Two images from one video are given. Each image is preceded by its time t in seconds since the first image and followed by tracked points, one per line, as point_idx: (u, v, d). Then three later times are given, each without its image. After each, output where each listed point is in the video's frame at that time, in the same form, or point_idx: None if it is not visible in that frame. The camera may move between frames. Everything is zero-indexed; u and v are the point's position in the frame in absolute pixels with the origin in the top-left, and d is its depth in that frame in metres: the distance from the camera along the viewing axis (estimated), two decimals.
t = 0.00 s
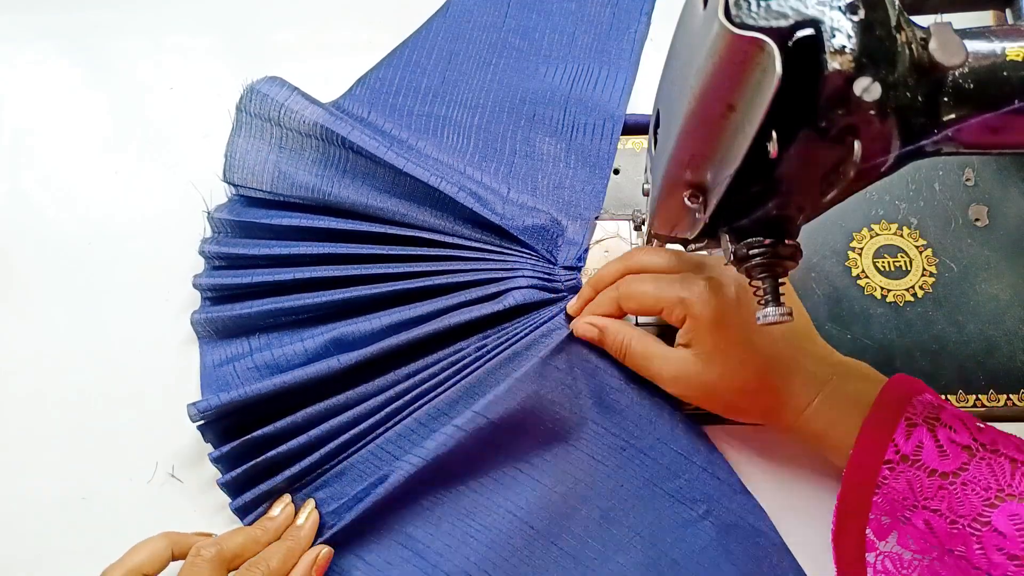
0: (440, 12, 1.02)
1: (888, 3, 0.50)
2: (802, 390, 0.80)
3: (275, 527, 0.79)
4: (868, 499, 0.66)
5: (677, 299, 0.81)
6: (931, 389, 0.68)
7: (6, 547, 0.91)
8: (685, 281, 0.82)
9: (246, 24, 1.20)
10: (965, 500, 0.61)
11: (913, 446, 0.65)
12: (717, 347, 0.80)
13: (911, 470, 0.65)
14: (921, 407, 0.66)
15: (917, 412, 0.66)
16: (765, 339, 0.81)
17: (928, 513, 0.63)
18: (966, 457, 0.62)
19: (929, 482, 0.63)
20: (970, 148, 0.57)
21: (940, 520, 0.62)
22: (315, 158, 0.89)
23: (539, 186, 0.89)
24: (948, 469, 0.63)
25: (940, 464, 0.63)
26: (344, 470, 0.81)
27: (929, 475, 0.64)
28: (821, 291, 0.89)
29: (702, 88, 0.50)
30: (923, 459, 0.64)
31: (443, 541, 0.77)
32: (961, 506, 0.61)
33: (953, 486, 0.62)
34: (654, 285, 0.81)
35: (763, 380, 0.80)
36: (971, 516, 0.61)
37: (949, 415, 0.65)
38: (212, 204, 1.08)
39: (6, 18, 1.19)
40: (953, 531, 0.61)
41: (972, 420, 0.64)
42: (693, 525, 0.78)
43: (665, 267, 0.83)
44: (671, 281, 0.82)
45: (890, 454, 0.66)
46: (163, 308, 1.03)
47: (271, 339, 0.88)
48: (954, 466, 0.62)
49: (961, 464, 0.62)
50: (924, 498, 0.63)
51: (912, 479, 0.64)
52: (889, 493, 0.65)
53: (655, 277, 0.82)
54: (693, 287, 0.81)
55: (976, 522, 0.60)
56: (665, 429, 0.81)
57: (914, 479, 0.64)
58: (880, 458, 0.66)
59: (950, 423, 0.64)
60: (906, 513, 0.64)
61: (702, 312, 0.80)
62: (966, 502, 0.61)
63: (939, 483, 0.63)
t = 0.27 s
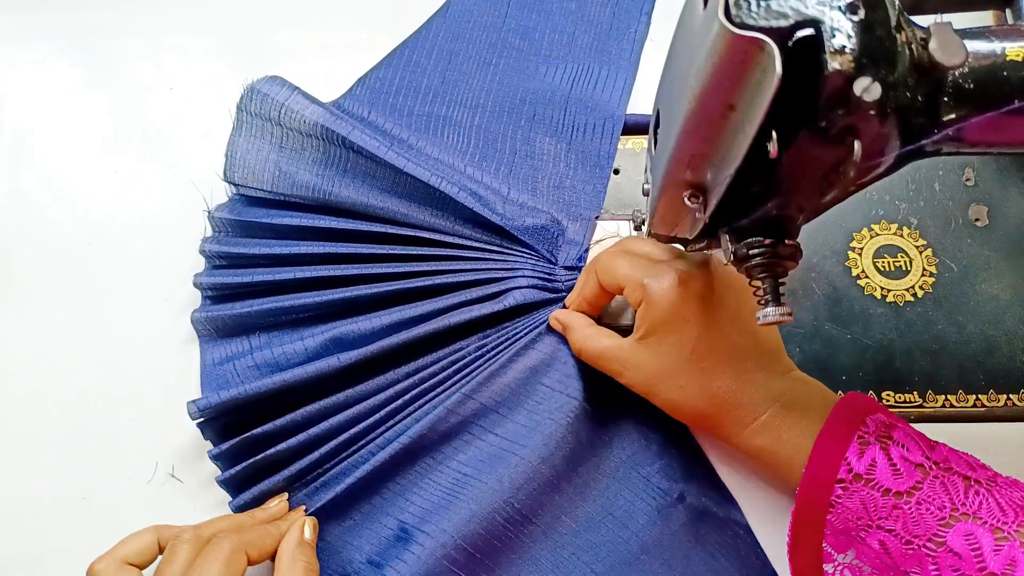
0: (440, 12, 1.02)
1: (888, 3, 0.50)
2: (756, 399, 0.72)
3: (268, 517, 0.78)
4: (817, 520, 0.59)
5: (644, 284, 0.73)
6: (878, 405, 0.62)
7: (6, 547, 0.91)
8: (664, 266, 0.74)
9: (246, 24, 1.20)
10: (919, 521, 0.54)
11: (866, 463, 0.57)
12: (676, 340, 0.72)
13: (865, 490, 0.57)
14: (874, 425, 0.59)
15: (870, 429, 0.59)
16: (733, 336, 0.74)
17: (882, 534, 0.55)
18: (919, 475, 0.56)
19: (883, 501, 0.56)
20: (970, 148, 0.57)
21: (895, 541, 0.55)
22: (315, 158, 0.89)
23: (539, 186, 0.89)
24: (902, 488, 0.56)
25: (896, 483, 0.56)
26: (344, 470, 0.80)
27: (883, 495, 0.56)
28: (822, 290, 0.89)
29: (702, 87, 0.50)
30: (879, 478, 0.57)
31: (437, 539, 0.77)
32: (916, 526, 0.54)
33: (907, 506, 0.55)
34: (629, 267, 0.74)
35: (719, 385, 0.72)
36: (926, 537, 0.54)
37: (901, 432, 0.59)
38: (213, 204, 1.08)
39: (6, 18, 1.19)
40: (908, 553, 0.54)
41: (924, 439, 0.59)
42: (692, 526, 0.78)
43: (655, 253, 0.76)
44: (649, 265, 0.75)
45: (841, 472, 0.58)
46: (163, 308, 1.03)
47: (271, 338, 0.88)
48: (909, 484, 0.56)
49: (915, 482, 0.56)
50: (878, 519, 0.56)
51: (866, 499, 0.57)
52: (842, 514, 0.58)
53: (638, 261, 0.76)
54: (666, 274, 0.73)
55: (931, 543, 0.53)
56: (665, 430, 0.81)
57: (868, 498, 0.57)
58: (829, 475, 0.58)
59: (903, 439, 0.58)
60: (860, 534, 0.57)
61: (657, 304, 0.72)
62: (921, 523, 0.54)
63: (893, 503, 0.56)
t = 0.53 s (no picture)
0: (440, 12, 1.02)
1: (888, 2, 0.50)
2: (751, 402, 0.72)
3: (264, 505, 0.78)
4: (815, 526, 0.58)
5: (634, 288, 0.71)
6: (875, 407, 0.62)
7: (6, 547, 0.91)
8: (654, 270, 0.72)
9: (246, 24, 1.20)
10: (918, 526, 0.54)
11: (864, 469, 0.57)
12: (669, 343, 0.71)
13: (864, 496, 0.57)
14: (871, 429, 0.59)
15: (868, 433, 0.59)
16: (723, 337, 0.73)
17: (881, 539, 0.55)
18: (918, 479, 0.56)
19: (882, 507, 0.56)
20: (970, 148, 0.57)
21: (895, 546, 0.55)
22: (315, 157, 0.89)
23: (539, 186, 0.89)
24: (901, 493, 0.55)
25: (894, 488, 0.56)
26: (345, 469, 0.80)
27: (882, 500, 0.56)
28: (822, 290, 0.89)
29: (702, 87, 0.50)
30: (876, 483, 0.56)
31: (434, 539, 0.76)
32: (915, 532, 0.54)
33: (906, 512, 0.55)
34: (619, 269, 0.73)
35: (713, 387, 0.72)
36: (925, 542, 0.54)
37: (899, 436, 0.59)
38: (213, 203, 1.08)
39: (6, 18, 1.19)
40: (908, 558, 0.54)
41: (921, 441, 0.58)
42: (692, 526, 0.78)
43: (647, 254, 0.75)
44: (640, 266, 0.73)
45: (839, 479, 0.58)
46: (163, 308, 1.03)
47: (271, 337, 0.88)
48: (907, 489, 0.55)
49: (914, 487, 0.55)
50: (877, 525, 0.55)
51: (865, 505, 0.56)
52: (840, 520, 0.57)
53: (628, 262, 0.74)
54: (656, 275, 0.71)
55: (931, 548, 0.53)
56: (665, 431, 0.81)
57: (867, 504, 0.56)
58: (827, 481, 0.58)
59: (901, 443, 0.58)
60: (858, 539, 0.57)
61: (647, 309, 0.70)
62: (920, 528, 0.54)
63: (892, 508, 0.55)
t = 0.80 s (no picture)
0: (440, 12, 1.02)
1: (888, 3, 0.50)
2: (751, 410, 0.71)
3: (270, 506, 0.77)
4: (816, 531, 0.59)
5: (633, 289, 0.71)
6: (874, 411, 0.61)
7: (5, 547, 0.91)
8: (654, 276, 0.71)
9: (246, 24, 1.20)
10: (920, 532, 0.54)
11: (865, 476, 0.57)
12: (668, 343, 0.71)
13: (865, 502, 0.56)
14: (870, 435, 0.59)
15: (868, 439, 0.58)
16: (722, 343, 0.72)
17: (883, 545, 0.56)
18: (919, 485, 0.56)
19: (883, 513, 0.56)
20: (970, 148, 0.57)
21: (896, 551, 0.55)
22: (315, 156, 0.89)
23: (539, 186, 0.89)
24: (902, 500, 0.55)
25: (894, 494, 0.56)
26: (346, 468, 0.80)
27: (883, 506, 0.56)
28: (822, 290, 0.89)
29: (702, 88, 0.50)
30: (877, 490, 0.56)
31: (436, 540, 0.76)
32: (916, 538, 0.55)
33: (907, 518, 0.55)
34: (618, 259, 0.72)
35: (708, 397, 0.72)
36: (927, 548, 0.54)
37: (899, 441, 0.58)
38: (213, 203, 1.08)
39: (6, 18, 1.19)
40: (910, 564, 0.55)
41: (923, 446, 0.58)
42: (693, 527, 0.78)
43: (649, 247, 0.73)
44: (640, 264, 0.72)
45: (839, 485, 0.57)
46: (163, 308, 1.03)
47: (271, 337, 0.88)
48: (908, 496, 0.55)
49: (914, 493, 0.55)
50: (878, 531, 0.56)
51: (865, 511, 0.56)
52: (841, 526, 0.57)
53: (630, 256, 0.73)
54: (658, 279, 0.71)
55: (931, 554, 0.54)
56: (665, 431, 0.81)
57: (868, 511, 0.56)
58: (827, 488, 0.58)
59: (901, 448, 0.57)
60: (860, 545, 0.57)
61: (647, 322, 0.71)
62: (921, 534, 0.54)
63: (893, 515, 0.55)
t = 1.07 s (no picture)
0: (440, 13, 1.02)
1: (888, 3, 0.50)
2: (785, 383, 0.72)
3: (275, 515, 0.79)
4: (846, 499, 0.59)
5: (646, 299, 0.71)
6: (917, 380, 0.61)
7: (6, 547, 0.91)
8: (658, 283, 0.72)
9: (246, 24, 1.20)
10: (958, 501, 0.54)
11: (903, 446, 0.57)
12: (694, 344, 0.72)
13: (903, 472, 0.57)
14: (912, 405, 0.59)
15: (908, 408, 0.58)
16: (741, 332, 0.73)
17: (919, 516, 0.56)
18: (959, 456, 0.55)
19: (920, 482, 0.56)
20: (970, 148, 0.57)
21: (933, 522, 0.55)
22: (315, 156, 0.89)
23: (539, 186, 0.89)
24: (940, 470, 0.55)
25: (932, 465, 0.56)
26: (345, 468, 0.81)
27: (920, 476, 0.56)
28: (822, 290, 0.89)
29: (702, 88, 0.50)
30: (915, 460, 0.56)
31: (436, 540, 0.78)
32: (954, 508, 0.54)
33: (945, 488, 0.55)
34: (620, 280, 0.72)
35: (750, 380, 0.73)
36: (966, 518, 0.54)
37: (942, 409, 0.58)
38: (213, 203, 1.08)
39: (6, 18, 1.19)
40: (947, 534, 0.54)
41: (966, 416, 0.57)
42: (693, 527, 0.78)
43: (641, 260, 0.74)
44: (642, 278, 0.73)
45: (878, 455, 0.58)
46: (163, 308, 1.03)
47: (271, 336, 0.88)
48: (947, 466, 0.55)
49: (954, 463, 0.55)
50: (915, 502, 0.56)
51: (903, 480, 0.56)
52: (878, 496, 0.58)
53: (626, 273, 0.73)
54: (664, 285, 0.72)
55: (970, 525, 0.53)
56: (665, 430, 0.81)
57: (906, 480, 0.56)
58: (863, 458, 0.58)
59: (943, 418, 0.57)
60: (896, 517, 0.57)
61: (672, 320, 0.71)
62: (959, 504, 0.54)
63: (931, 485, 0.55)
